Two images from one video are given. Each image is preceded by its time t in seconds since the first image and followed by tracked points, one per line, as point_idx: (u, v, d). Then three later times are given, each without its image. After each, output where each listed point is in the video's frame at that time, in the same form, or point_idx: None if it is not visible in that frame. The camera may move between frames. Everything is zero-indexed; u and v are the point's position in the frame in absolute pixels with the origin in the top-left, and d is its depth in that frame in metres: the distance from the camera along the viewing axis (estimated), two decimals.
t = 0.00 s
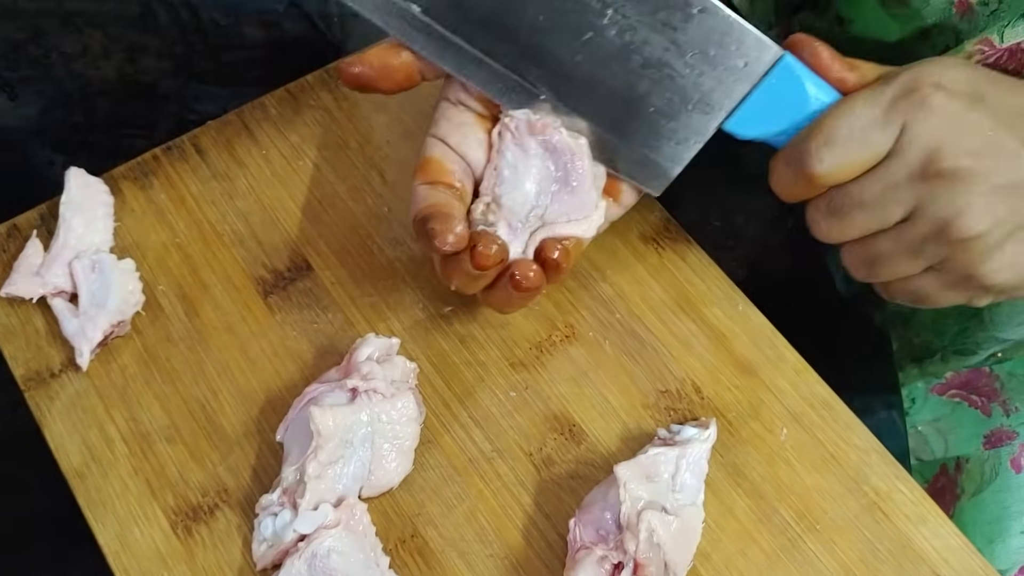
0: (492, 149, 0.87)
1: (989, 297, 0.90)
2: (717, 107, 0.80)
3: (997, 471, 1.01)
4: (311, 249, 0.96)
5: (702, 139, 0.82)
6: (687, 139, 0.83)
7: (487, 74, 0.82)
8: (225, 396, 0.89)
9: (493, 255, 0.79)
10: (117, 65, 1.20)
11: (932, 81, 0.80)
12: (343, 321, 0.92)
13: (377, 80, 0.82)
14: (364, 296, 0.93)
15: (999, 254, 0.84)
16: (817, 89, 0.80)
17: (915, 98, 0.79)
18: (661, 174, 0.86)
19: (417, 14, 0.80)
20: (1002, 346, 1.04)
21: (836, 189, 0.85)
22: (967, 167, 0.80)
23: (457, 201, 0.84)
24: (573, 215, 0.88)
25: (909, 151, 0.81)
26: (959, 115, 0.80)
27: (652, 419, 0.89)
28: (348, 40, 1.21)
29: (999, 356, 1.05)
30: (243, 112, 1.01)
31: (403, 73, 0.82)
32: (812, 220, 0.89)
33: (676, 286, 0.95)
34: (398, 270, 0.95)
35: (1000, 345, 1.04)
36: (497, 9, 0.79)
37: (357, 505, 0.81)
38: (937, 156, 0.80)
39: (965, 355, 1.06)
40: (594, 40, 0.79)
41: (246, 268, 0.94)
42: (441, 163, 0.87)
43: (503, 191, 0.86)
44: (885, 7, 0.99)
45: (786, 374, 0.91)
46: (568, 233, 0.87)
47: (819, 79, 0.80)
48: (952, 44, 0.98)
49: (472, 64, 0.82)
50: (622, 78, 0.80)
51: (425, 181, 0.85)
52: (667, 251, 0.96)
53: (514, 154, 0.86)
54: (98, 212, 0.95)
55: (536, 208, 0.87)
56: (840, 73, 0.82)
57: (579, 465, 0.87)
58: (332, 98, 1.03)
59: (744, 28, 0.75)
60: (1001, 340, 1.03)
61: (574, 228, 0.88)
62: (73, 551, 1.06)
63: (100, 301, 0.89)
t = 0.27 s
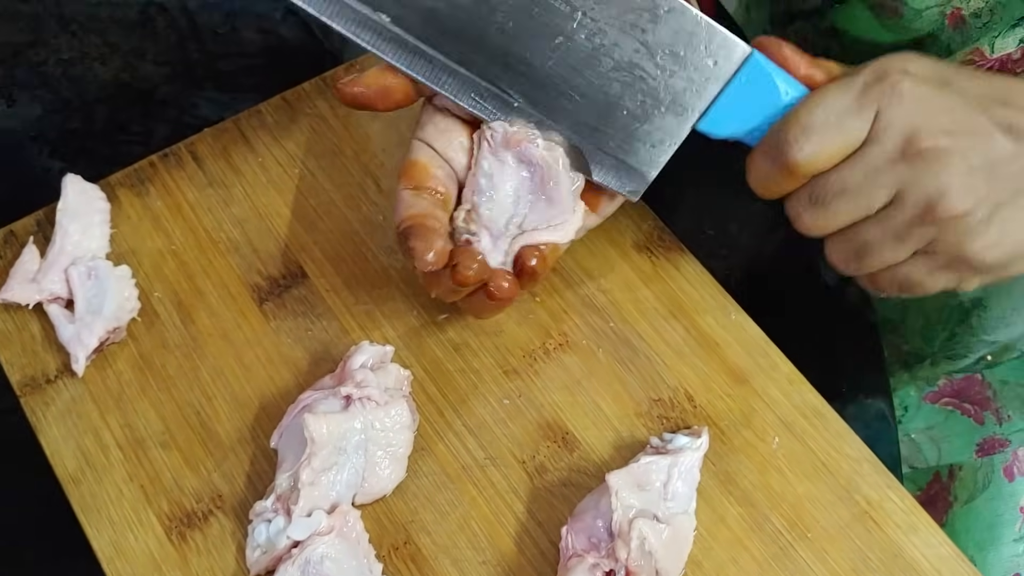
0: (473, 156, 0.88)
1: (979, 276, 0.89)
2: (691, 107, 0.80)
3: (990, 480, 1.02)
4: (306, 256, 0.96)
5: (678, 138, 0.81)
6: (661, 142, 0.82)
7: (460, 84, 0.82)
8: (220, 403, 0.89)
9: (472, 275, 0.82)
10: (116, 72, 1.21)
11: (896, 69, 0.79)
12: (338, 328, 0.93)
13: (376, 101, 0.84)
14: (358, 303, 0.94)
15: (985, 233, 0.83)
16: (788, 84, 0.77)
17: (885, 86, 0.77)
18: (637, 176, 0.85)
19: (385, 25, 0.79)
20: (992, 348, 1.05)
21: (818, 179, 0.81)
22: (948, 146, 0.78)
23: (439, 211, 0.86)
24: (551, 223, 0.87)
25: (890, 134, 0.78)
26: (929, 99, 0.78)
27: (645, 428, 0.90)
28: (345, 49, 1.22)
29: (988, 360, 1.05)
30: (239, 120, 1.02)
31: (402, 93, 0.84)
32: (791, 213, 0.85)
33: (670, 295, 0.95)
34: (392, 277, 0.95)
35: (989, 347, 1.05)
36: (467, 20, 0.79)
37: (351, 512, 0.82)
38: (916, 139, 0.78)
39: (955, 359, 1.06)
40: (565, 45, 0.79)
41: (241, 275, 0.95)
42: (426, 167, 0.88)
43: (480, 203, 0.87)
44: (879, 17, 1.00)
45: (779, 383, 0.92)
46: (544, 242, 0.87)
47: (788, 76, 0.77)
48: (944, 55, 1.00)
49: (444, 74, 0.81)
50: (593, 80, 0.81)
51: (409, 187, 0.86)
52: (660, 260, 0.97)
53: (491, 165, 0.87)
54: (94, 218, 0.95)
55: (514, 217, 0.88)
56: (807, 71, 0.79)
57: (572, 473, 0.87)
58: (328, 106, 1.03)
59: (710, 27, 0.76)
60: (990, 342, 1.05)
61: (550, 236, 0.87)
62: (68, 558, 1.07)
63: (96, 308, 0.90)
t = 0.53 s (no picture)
0: (484, 171, 0.88)
1: (977, 294, 0.88)
2: (704, 125, 0.80)
3: (986, 488, 0.96)
4: (304, 266, 0.96)
5: (690, 154, 0.82)
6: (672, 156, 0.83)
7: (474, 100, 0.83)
8: (218, 413, 0.89)
9: (477, 281, 0.81)
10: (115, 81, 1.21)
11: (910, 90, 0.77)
12: (336, 339, 0.93)
13: (384, 117, 0.84)
14: (356, 313, 0.94)
15: (982, 255, 0.83)
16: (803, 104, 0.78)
17: (896, 108, 0.76)
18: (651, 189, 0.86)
19: (401, 53, 0.81)
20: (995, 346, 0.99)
21: (824, 200, 0.82)
22: (949, 174, 0.78)
23: (446, 220, 0.85)
24: (560, 240, 0.87)
25: (891, 163, 0.78)
26: (940, 124, 0.77)
27: (642, 439, 0.90)
28: (345, 58, 1.22)
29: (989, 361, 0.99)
30: (238, 129, 1.02)
31: (408, 112, 0.85)
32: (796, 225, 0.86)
33: (668, 307, 0.95)
34: (390, 288, 0.96)
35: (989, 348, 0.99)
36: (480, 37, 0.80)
37: (348, 524, 0.82)
38: (920, 166, 0.78)
39: (955, 363, 1.00)
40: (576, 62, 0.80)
41: (240, 285, 0.95)
42: (431, 178, 0.87)
43: (490, 216, 0.87)
44: (877, 30, 1.00)
45: (776, 396, 0.92)
46: (551, 258, 0.87)
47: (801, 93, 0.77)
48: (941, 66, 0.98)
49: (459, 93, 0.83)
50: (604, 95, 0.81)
51: (414, 197, 0.86)
52: (658, 271, 0.97)
53: (503, 179, 0.87)
54: (93, 228, 0.95)
55: (523, 233, 0.88)
56: (822, 85, 0.78)
57: (569, 484, 0.88)
58: (327, 116, 1.04)
59: (720, 47, 0.76)
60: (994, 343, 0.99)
61: (558, 254, 0.87)
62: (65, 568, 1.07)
63: (95, 317, 0.90)
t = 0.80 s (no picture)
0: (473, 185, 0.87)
1: (950, 296, 0.87)
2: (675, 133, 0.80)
3: (979, 497, 1.02)
4: (296, 274, 0.96)
5: (660, 163, 0.82)
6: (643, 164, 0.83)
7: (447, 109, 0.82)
8: (210, 421, 0.89)
9: (475, 298, 0.82)
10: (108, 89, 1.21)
11: (869, 91, 0.79)
12: (328, 346, 0.93)
13: (391, 139, 0.84)
14: (349, 322, 0.94)
15: (952, 254, 0.82)
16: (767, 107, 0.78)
17: (856, 110, 0.78)
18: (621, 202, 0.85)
19: (369, 53, 0.80)
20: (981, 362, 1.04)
21: (795, 202, 0.81)
22: (916, 168, 0.78)
23: (445, 230, 0.85)
24: (550, 250, 0.86)
25: (860, 159, 0.78)
26: (901, 121, 0.79)
27: (634, 448, 0.90)
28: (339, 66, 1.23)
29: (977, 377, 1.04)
30: (231, 137, 1.02)
31: (414, 131, 0.86)
32: (767, 234, 0.85)
33: (660, 316, 0.95)
34: (383, 295, 0.96)
35: (976, 364, 1.04)
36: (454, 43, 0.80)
37: (339, 532, 0.82)
38: (887, 160, 0.78)
39: (944, 377, 1.05)
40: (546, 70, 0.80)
41: (232, 293, 0.95)
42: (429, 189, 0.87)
43: (482, 229, 0.86)
44: (871, 37, 1.01)
45: (768, 405, 0.92)
46: (545, 269, 0.86)
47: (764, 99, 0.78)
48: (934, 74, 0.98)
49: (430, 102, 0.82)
50: (572, 105, 0.81)
51: (413, 206, 0.86)
52: (651, 279, 0.97)
53: (494, 191, 0.85)
54: (86, 235, 0.95)
55: (516, 246, 0.86)
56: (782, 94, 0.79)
57: (561, 493, 0.88)
58: (321, 124, 1.04)
59: (687, 52, 0.77)
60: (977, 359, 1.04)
61: (550, 264, 0.86)
62: None
63: (87, 325, 0.90)
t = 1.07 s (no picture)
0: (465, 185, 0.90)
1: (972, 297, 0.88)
2: (710, 132, 0.73)
3: (974, 500, 1.01)
4: (291, 279, 0.97)
5: (697, 158, 0.75)
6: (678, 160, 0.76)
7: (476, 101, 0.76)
8: (204, 426, 0.89)
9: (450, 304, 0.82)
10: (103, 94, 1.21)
11: (919, 103, 0.71)
12: (322, 351, 0.93)
13: (363, 150, 0.82)
14: (343, 326, 0.94)
15: (982, 266, 0.83)
16: (810, 112, 0.70)
17: (904, 125, 0.71)
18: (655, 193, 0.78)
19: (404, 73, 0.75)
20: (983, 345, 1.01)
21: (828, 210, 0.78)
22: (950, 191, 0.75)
23: (420, 238, 0.86)
24: (535, 249, 0.89)
25: (897, 178, 0.73)
26: (948, 139, 0.73)
27: (627, 452, 0.90)
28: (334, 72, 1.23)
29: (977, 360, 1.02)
30: (226, 142, 1.03)
31: (387, 143, 0.83)
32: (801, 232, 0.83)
33: (652, 321, 0.96)
34: (377, 300, 0.96)
35: (980, 348, 1.01)
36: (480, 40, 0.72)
37: (332, 536, 0.82)
38: (923, 183, 0.74)
39: (945, 357, 1.03)
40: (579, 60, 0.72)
41: (226, 298, 0.95)
42: (404, 195, 0.88)
43: (469, 225, 0.88)
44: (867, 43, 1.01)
45: (759, 410, 0.92)
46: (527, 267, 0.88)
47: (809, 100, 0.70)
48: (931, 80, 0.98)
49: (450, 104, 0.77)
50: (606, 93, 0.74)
51: (388, 214, 0.86)
52: (643, 284, 0.98)
53: (487, 186, 0.88)
54: (81, 240, 0.96)
55: (499, 246, 0.89)
56: (829, 92, 0.72)
57: (554, 497, 0.88)
58: (315, 130, 1.04)
59: (731, 63, 0.69)
60: (982, 343, 1.01)
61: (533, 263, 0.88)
62: None
63: (81, 329, 0.90)
